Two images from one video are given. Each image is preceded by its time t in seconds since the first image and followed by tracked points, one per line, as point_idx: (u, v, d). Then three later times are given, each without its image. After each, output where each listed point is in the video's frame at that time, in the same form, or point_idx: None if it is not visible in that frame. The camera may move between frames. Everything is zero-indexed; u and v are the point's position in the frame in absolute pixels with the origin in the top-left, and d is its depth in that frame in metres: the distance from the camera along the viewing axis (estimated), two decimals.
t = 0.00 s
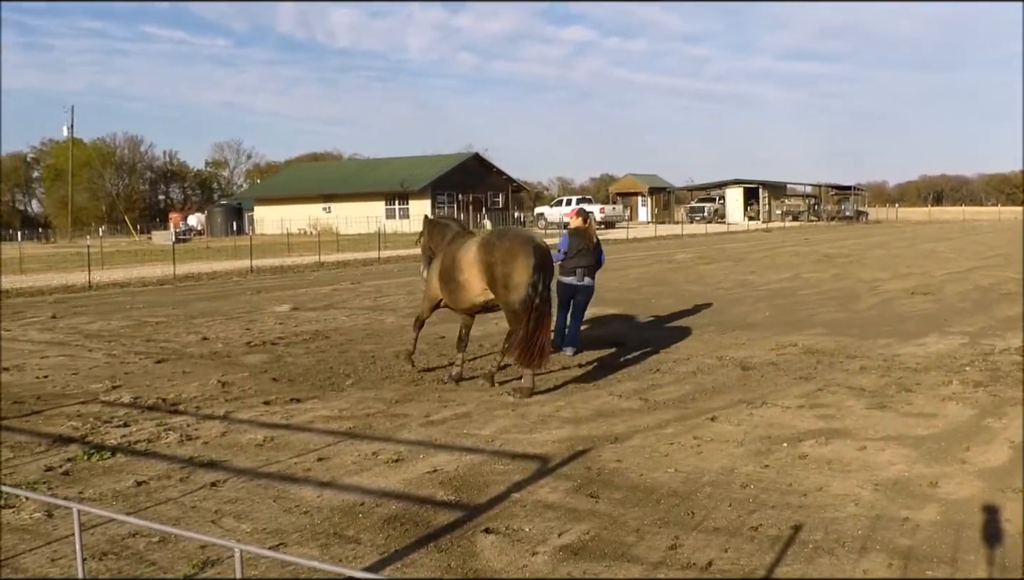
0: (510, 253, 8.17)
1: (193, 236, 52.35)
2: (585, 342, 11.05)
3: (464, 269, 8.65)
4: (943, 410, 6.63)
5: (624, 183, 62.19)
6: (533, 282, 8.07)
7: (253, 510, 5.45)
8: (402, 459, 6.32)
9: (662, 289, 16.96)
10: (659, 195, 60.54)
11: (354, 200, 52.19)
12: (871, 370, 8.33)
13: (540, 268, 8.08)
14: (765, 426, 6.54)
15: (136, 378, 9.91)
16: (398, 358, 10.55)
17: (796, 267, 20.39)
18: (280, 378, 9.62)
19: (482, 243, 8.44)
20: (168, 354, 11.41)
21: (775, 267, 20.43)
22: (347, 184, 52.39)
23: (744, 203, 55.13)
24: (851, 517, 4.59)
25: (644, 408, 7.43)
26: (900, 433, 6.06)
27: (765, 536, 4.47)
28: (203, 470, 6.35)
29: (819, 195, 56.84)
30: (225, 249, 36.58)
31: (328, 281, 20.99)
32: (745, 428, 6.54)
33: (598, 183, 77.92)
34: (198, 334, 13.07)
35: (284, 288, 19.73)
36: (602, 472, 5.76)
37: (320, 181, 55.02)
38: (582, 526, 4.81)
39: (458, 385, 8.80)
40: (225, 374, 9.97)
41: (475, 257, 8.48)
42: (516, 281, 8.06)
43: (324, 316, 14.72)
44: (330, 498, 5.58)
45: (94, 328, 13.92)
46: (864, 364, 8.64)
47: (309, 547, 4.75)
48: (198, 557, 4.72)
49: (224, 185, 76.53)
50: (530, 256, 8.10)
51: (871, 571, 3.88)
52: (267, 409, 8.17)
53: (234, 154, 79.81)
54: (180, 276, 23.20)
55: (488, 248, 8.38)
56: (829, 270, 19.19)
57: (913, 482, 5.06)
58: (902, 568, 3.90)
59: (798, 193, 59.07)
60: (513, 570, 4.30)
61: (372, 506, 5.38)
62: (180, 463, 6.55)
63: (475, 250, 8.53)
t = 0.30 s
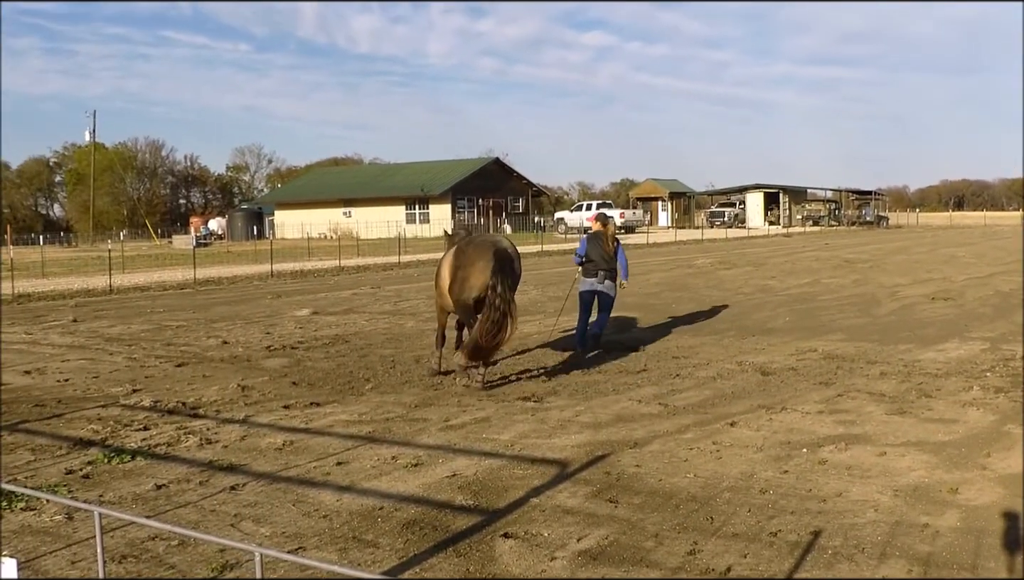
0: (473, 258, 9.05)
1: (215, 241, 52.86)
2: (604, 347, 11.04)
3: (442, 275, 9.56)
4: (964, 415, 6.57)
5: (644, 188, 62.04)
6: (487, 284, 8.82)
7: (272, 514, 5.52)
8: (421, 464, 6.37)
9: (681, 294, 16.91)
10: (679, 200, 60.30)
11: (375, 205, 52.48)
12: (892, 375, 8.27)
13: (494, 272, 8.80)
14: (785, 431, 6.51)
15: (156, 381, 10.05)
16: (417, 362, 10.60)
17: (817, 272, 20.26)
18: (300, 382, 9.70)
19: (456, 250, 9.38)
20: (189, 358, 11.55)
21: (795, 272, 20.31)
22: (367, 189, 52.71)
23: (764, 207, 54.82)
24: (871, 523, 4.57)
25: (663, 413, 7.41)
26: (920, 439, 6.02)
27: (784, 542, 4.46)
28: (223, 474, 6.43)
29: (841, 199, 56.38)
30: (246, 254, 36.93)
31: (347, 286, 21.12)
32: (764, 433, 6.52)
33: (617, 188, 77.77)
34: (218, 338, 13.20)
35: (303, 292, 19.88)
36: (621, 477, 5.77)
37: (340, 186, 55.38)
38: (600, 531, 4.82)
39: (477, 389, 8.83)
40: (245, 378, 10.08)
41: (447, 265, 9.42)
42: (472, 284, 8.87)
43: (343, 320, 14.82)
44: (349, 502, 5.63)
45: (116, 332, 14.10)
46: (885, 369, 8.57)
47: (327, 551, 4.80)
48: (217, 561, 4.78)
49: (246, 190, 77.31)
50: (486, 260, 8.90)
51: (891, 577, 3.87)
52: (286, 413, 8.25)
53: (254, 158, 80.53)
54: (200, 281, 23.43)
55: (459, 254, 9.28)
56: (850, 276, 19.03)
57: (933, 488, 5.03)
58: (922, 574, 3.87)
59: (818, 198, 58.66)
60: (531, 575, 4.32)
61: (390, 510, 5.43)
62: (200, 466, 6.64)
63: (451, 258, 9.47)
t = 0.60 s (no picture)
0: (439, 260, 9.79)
1: (209, 244, 52.71)
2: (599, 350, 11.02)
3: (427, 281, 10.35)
4: (958, 418, 6.58)
5: (638, 191, 62.11)
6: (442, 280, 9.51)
7: (266, 517, 5.50)
8: (415, 466, 6.35)
9: (675, 297, 16.92)
10: (673, 203, 60.38)
11: (368, 208, 52.43)
12: (886, 378, 8.29)
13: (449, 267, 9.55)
14: (780, 434, 6.52)
15: (150, 384, 10.01)
16: (411, 365, 10.58)
17: (810, 275, 20.32)
18: (293, 386, 9.67)
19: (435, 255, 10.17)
20: (182, 361, 11.51)
21: (788, 275, 20.37)
22: (361, 192, 52.67)
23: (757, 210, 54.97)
24: (865, 526, 4.57)
25: (656, 416, 7.41)
26: (915, 442, 6.02)
27: (777, 544, 4.46)
28: (216, 477, 6.40)
29: (834, 203, 56.51)
30: (239, 256, 36.81)
31: (341, 289, 21.08)
32: (757, 436, 6.52)
33: (611, 191, 77.90)
34: (211, 341, 13.17)
35: (297, 296, 19.84)
36: (614, 480, 5.76)
37: (334, 189, 55.29)
38: (593, 534, 4.82)
39: (471, 393, 8.81)
40: (238, 381, 10.05)
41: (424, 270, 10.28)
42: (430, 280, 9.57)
43: (337, 323, 14.79)
44: (342, 505, 5.61)
45: (109, 335, 14.04)
46: (879, 372, 8.60)
47: (321, 554, 4.78)
48: (211, 564, 4.76)
49: (240, 193, 77.20)
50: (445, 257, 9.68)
51: None
52: (280, 416, 8.23)
53: (248, 161, 80.38)
54: (194, 284, 23.36)
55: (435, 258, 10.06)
56: (844, 278, 19.07)
57: (926, 491, 5.04)
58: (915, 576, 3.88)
59: (811, 201, 58.85)
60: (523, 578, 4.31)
61: (384, 513, 5.41)
62: (193, 470, 6.61)
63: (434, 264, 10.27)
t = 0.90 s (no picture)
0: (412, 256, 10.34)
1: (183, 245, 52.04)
2: (575, 351, 11.02)
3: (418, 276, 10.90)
4: (932, 418, 6.65)
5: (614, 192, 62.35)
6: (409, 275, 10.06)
7: (241, 519, 5.41)
8: (391, 468, 6.29)
9: (652, 298, 16.98)
10: (650, 205, 60.68)
11: (344, 209, 52.09)
12: (861, 378, 8.37)
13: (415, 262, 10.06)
14: (755, 434, 6.54)
15: (124, 387, 9.83)
16: (387, 367, 10.50)
17: (785, 275, 20.50)
18: (269, 387, 9.55)
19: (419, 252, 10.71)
20: (157, 363, 11.32)
21: (763, 276, 20.53)
22: (337, 194, 52.33)
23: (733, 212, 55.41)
24: (840, 525, 4.59)
25: (632, 417, 7.41)
26: (889, 442, 6.08)
27: (753, 544, 4.47)
28: (192, 479, 6.30)
29: (808, 204, 57.12)
30: (214, 257, 36.36)
31: (317, 291, 20.89)
32: (733, 436, 6.55)
33: (587, 192, 78.17)
34: (186, 343, 12.98)
35: (273, 297, 19.65)
36: (590, 480, 5.75)
37: (310, 190, 54.88)
38: (570, 535, 4.79)
39: (447, 394, 8.76)
40: (213, 383, 9.91)
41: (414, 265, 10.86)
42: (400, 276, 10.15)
43: (313, 325, 14.65)
44: (318, 507, 5.54)
45: (82, 338, 13.79)
46: (854, 372, 8.68)
47: (296, 557, 4.71)
48: (186, 568, 4.67)
49: (214, 194, 76.42)
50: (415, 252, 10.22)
51: None
52: (255, 418, 8.11)
53: (222, 162, 79.56)
54: (167, 285, 23.03)
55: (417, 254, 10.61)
56: (818, 279, 19.25)
57: (901, 490, 5.08)
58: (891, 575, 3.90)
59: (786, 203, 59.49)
60: None
61: (360, 515, 5.34)
62: (168, 472, 6.49)
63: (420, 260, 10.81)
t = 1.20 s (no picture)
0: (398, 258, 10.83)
1: (150, 247, 51.15)
2: (545, 352, 11.01)
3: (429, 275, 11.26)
4: (900, 417, 6.74)
5: (584, 193, 62.56)
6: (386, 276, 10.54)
7: (210, 522, 5.29)
8: (360, 470, 6.20)
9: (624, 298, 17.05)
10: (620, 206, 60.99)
11: (313, 210, 51.63)
12: (830, 377, 8.47)
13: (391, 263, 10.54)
14: (725, 434, 6.57)
15: (91, 389, 9.59)
16: (357, 368, 10.39)
17: (755, 276, 20.73)
18: (238, 389, 9.39)
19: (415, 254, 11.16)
20: (125, 365, 11.08)
21: (733, 276, 20.74)
22: (307, 195, 51.87)
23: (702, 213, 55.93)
24: (809, 525, 4.62)
25: (602, 418, 7.41)
26: (858, 441, 6.14)
27: (723, 544, 4.48)
28: (160, 482, 6.15)
29: (776, 205, 57.73)
30: (183, 259, 35.80)
31: (288, 292, 20.67)
32: (703, 436, 6.57)
33: (558, 193, 78.39)
34: (154, 345, 12.73)
35: (243, 299, 19.38)
36: (560, 481, 5.72)
37: (279, 191, 54.35)
38: (540, 535, 4.76)
39: (417, 396, 8.69)
40: (182, 385, 9.72)
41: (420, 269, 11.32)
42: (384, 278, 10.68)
43: (282, 326, 14.46)
44: (288, 510, 5.44)
45: (47, 339, 13.48)
46: (823, 372, 8.78)
47: (266, 559, 4.62)
48: (155, 571, 4.55)
49: (181, 195, 75.37)
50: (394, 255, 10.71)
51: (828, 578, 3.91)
52: (224, 420, 7.96)
53: (189, 162, 78.47)
54: (134, 287, 22.64)
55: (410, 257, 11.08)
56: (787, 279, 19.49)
57: (870, 489, 5.12)
58: (860, 574, 3.93)
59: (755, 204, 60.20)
60: None
61: (330, 517, 5.26)
62: (136, 475, 6.34)
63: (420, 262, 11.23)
